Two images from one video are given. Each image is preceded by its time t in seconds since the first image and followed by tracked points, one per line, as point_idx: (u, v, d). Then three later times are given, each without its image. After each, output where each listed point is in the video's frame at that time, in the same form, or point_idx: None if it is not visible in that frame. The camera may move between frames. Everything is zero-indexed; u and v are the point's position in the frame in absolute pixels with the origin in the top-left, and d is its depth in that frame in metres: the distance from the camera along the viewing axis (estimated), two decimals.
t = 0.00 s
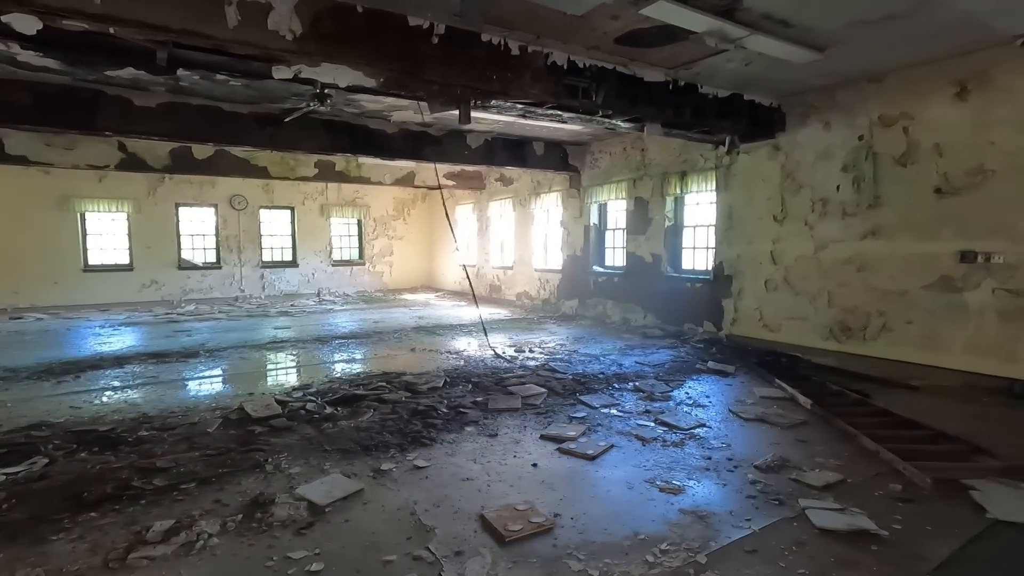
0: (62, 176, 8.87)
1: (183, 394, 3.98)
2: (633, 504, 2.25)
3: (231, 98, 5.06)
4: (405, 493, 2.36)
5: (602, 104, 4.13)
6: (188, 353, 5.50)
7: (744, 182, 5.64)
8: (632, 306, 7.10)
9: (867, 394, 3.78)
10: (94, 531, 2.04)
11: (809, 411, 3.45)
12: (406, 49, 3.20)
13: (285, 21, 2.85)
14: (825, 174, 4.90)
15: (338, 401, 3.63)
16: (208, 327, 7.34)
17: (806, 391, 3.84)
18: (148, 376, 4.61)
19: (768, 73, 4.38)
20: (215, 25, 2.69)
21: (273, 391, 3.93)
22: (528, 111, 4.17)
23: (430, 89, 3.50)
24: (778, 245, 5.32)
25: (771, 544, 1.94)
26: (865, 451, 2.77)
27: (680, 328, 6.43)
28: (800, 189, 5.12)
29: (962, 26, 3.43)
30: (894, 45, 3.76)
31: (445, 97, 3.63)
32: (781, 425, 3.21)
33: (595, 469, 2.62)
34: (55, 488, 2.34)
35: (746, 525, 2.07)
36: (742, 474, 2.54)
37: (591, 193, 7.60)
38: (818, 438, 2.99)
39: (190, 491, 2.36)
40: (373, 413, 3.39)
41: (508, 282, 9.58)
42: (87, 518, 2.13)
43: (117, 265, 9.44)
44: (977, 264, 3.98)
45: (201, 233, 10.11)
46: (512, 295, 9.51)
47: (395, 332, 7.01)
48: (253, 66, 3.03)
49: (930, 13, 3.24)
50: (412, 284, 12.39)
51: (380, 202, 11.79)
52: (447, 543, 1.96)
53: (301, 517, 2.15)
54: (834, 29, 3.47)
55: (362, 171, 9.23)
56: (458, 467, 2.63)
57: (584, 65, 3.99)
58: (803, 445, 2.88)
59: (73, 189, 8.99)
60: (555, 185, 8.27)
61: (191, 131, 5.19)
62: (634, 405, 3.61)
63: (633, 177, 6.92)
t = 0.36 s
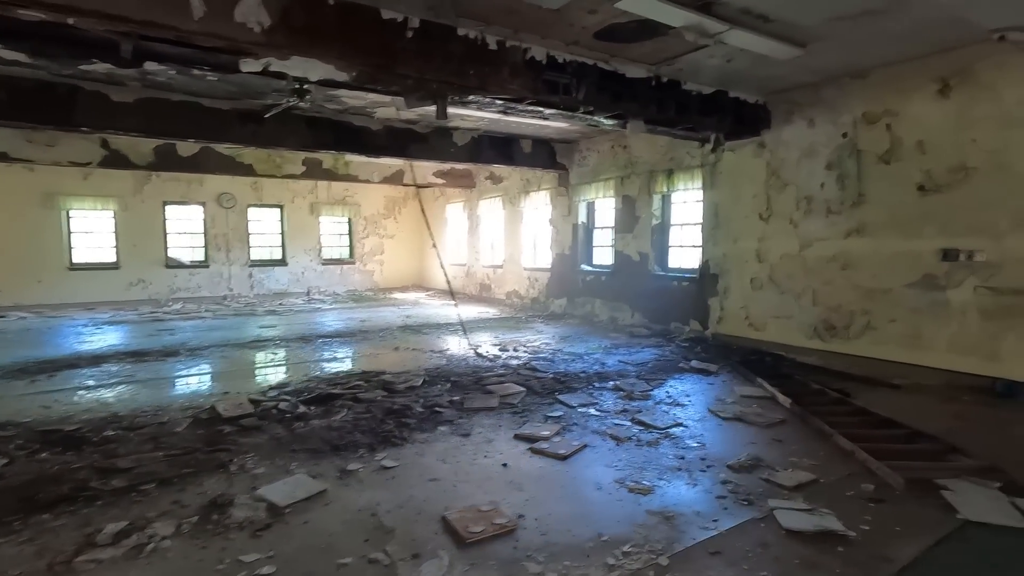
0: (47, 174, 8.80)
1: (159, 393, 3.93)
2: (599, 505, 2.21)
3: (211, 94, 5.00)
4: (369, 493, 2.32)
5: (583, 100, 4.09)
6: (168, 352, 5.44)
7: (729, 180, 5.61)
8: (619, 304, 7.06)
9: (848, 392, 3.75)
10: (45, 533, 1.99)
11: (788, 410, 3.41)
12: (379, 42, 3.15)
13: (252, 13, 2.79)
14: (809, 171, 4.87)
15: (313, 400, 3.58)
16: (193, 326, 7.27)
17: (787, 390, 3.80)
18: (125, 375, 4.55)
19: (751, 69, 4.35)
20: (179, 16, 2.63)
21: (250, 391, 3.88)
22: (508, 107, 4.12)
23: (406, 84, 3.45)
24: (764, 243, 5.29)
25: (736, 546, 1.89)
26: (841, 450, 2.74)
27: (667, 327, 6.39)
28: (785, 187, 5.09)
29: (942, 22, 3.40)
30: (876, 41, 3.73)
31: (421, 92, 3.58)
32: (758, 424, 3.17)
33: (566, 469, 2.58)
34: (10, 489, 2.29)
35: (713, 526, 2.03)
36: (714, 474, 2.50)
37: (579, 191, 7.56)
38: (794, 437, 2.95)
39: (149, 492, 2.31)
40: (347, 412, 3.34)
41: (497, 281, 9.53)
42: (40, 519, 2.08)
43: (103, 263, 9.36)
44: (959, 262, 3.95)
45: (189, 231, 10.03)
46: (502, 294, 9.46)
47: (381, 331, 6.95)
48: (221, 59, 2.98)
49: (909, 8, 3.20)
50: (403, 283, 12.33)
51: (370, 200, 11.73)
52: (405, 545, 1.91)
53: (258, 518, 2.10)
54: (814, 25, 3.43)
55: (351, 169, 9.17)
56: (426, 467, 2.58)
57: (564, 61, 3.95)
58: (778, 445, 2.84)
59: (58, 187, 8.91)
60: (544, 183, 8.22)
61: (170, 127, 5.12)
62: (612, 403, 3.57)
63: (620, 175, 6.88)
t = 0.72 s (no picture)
0: (35, 174, 8.74)
1: (133, 398, 3.85)
2: (566, 519, 2.14)
3: (192, 94, 4.94)
4: (331, 506, 2.25)
5: (567, 101, 4.02)
6: (149, 355, 5.38)
7: (719, 182, 5.55)
8: (610, 307, 6.99)
9: (834, 400, 3.67)
10: None
11: (771, 418, 3.35)
12: (353, 42, 3.08)
13: (219, 11, 2.73)
14: (798, 174, 4.81)
15: (288, 407, 3.50)
16: (180, 329, 7.21)
17: (771, 396, 3.73)
18: (102, 379, 4.48)
19: (737, 70, 4.28)
20: (142, 14, 2.57)
21: (225, 396, 3.81)
22: (490, 108, 4.06)
23: (382, 85, 3.38)
24: (753, 246, 5.22)
25: (703, 564, 1.82)
26: (821, 461, 2.67)
27: (657, 330, 6.32)
28: (774, 189, 5.02)
29: (929, 22, 3.33)
30: (863, 41, 3.66)
31: (398, 92, 3.51)
32: (740, 432, 3.10)
33: (537, 480, 2.51)
34: None
35: (682, 543, 1.96)
36: (689, 485, 2.43)
37: (570, 193, 7.49)
38: (775, 446, 2.88)
39: (104, 504, 2.24)
40: (320, 419, 3.28)
41: (489, 283, 9.47)
42: None
43: (92, 265, 9.30)
44: (948, 267, 3.88)
45: (179, 233, 9.96)
46: (494, 296, 9.39)
47: (369, 334, 6.88)
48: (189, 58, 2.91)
49: (894, 8, 3.13)
50: (397, 284, 12.27)
51: (363, 201, 11.67)
52: (359, 563, 1.84)
53: (212, 533, 2.03)
54: (798, 24, 3.36)
55: (341, 170, 9.11)
56: (394, 478, 2.51)
57: (547, 61, 3.88)
58: (758, 455, 2.77)
59: (46, 188, 8.85)
60: (535, 185, 8.16)
61: (151, 128, 5.06)
62: (593, 410, 3.50)
63: (611, 177, 6.81)
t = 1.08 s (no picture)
0: (33, 175, 8.73)
1: (119, 401, 3.81)
2: (547, 529, 2.08)
3: (184, 94, 4.91)
4: (306, 515, 2.19)
5: (559, 101, 3.96)
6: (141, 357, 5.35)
7: (716, 182, 5.48)
8: (607, 309, 6.93)
9: (830, 405, 3.60)
10: None
11: (764, 424, 3.28)
12: (338, 40, 3.02)
13: (200, 9, 2.68)
14: (795, 174, 4.73)
15: (274, 411, 3.46)
16: (176, 329, 7.19)
17: (766, 401, 3.66)
18: (92, 381, 4.45)
19: (733, 69, 4.21)
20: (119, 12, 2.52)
21: (212, 399, 3.77)
22: (481, 108, 4.00)
23: (369, 84, 3.33)
24: (750, 247, 5.15)
25: None
26: (813, 469, 2.60)
27: (654, 332, 6.25)
28: (771, 190, 4.95)
29: (927, 19, 3.26)
30: (860, 39, 3.59)
31: (386, 92, 3.46)
32: (732, 438, 3.04)
33: (521, 488, 2.45)
34: None
35: (663, 556, 1.90)
36: (676, 494, 2.37)
37: (568, 193, 7.43)
38: (766, 453, 2.82)
39: (77, 512, 2.20)
40: (305, 424, 3.23)
41: (488, 283, 9.42)
42: None
43: (90, 265, 9.29)
44: (948, 269, 3.80)
45: (177, 233, 9.95)
46: (492, 297, 9.34)
47: (364, 335, 6.83)
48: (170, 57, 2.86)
49: (891, 5, 3.06)
50: (396, 285, 12.23)
51: (362, 202, 11.63)
52: None
53: (182, 543, 1.98)
54: (792, 22, 3.29)
55: (339, 170, 9.07)
56: (374, 485, 2.46)
57: (538, 60, 3.83)
58: (749, 462, 2.71)
59: (44, 189, 8.84)
60: (533, 185, 8.10)
61: (143, 129, 5.02)
62: (583, 415, 3.44)
63: (608, 177, 6.75)
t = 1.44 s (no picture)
0: (32, 175, 8.72)
1: (104, 404, 3.77)
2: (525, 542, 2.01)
3: (175, 94, 4.87)
4: (278, 525, 2.13)
5: (550, 100, 3.89)
6: (132, 359, 5.31)
7: (714, 184, 5.39)
8: (604, 311, 6.85)
9: (826, 412, 3.52)
10: None
11: (758, 431, 3.20)
12: (321, 38, 2.97)
13: (178, 6, 2.63)
14: (793, 175, 4.65)
15: (258, 415, 3.40)
16: (171, 331, 7.15)
17: (761, 407, 3.58)
18: (80, 383, 4.41)
19: (728, 68, 4.14)
20: (95, 9, 2.48)
21: (198, 402, 3.72)
22: (472, 107, 3.93)
23: (354, 83, 3.27)
24: (748, 250, 5.07)
25: None
26: (805, 480, 2.52)
27: (651, 335, 6.17)
28: (769, 191, 4.87)
29: (926, 17, 3.18)
30: (857, 38, 3.51)
31: (372, 91, 3.40)
32: (723, 446, 2.96)
33: (502, 497, 2.38)
34: None
35: (643, 572, 1.83)
36: (661, 505, 2.29)
37: (565, 194, 7.36)
38: (757, 462, 2.74)
39: (44, 521, 2.14)
40: (288, 429, 3.17)
41: (486, 285, 9.35)
42: None
43: (88, 265, 9.28)
44: (948, 272, 3.71)
45: (175, 233, 9.92)
46: (490, 299, 9.27)
47: (359, 337, 6.77)
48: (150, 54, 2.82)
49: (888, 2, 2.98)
50: (395, 286, 12.18)
51: (362, 202, 11.59)
52: None
53: (147, 555, 1.92)
54: (787, 20, 3.22)
55: (336, 171, 9.03)
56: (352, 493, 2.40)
57: (529, 59, 3.76)
58: (738, 472, 2.63)
59: (42, 189, 8.83)
60: (531, 186, 8.03)
61: (134, 128, 4.98)
62: (572, 421, 3.37)
63: (605, 178, 6.67)
